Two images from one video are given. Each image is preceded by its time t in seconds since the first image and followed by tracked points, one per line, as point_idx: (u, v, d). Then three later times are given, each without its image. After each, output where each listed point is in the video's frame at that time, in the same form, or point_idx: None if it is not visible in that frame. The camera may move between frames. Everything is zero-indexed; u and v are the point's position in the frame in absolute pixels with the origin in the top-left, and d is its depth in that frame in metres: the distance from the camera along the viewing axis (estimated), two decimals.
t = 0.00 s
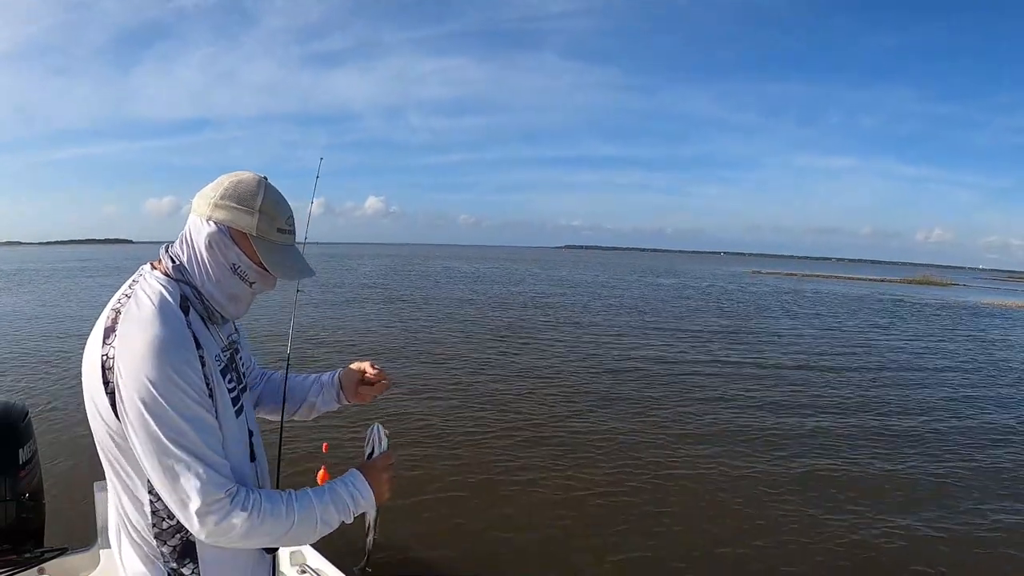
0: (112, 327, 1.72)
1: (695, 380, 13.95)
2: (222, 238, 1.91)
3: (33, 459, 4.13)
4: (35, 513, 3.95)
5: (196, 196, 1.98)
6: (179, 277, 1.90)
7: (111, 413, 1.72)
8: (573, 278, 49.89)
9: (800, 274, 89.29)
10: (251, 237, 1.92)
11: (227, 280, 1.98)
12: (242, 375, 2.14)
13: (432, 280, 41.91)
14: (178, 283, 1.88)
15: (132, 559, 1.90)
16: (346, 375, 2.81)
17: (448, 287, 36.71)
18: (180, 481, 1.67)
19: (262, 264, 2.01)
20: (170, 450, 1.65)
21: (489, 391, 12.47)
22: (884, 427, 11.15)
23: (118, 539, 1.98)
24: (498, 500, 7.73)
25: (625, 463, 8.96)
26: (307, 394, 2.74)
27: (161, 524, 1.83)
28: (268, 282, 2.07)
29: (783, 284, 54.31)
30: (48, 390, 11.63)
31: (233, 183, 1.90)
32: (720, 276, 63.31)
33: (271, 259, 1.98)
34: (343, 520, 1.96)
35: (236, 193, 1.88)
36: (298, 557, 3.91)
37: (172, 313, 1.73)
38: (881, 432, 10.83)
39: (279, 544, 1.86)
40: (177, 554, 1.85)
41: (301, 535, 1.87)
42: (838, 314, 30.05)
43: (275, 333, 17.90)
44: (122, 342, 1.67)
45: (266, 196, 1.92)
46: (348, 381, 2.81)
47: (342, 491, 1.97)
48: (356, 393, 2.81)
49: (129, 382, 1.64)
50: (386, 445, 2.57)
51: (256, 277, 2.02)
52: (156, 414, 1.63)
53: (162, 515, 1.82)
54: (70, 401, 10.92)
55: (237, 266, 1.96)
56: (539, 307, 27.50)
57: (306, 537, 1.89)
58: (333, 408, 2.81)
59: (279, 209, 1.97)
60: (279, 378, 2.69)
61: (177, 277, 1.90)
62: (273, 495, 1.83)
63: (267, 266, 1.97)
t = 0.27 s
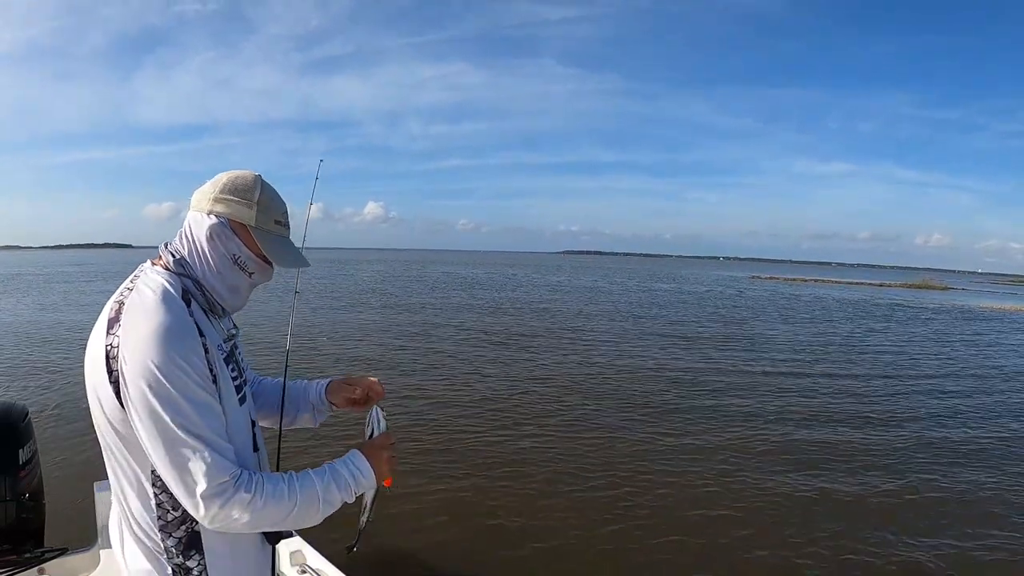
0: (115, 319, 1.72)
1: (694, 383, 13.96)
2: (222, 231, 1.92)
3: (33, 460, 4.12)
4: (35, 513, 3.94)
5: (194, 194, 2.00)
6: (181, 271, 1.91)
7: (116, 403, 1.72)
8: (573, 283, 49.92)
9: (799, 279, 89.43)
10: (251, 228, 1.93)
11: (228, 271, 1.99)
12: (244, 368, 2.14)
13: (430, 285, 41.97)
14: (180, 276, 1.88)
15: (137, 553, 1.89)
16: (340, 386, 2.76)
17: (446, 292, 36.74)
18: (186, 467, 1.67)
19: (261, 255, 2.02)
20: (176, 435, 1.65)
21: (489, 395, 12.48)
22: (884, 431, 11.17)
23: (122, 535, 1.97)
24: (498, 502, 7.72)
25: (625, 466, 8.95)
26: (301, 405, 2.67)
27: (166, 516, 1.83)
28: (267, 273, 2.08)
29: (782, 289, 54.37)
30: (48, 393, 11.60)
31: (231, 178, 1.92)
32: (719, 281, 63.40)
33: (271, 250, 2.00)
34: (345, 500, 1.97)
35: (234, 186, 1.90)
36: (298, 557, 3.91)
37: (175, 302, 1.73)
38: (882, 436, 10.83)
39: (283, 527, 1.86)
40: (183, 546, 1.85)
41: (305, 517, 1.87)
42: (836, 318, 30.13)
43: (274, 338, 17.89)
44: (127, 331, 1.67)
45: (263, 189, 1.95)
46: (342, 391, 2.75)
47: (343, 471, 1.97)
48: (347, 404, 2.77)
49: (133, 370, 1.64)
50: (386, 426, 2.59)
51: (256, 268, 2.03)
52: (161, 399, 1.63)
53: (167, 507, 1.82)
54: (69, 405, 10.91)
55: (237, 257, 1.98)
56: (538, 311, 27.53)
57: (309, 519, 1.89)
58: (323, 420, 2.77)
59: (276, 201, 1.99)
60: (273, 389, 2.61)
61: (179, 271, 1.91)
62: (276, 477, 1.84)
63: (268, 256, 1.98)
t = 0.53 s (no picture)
0: (115, 316, 1.72)
1: (694, 383, 13.97)
2: (220, 227, 1.93)
3: (33, 459, 4.12)
4: (35, 512, 3.95)
5: (190, 191, 2.00)
6: (180, 267, 1.91)
7: (118, 399, 1.71)
8: (573, 283, 49.91)
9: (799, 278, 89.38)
10: (248, 222, 1.94)
11: (227, 266, 2.00)
12: (243, 363, 2.15)
13: (429, 285, 42.02)
14: (180, 273, 1.89)
15: (141, 550, 1.89)
16: (332, 381, 2.76)
17: (445, 292, 36.75)
18: (189, 461, 1.67)
19: (259, 249, 2.03)
20: (179, 429, 1.65)
21: (488, 395, 12.49)
22: (883, 430, 11.18)
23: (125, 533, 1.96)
24: (499, 502, 7.73)
25: (625, 466, 8.96)
26: (295, 403, 2.66)
27: (169, 512, 1.83)
28: (265, 266, 2.09)
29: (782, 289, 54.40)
30: (48, 394, 11.60)
31: (226, 175, 1.93)
32: (719, 281, 63.40)
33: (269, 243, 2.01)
34: (344, 486, 1.98)
35: (230, 182, 1.91)
36: (298, 556, 3.91)
37: (175, 297, 1.73)
38: (882, 435, 10.84)
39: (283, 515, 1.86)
40: (186, 543, 1.85)
41: (305, 503, 1.88)
42: (835, 318, 30.15)
43: (273, 338, 17.90)
44: (128, 327, 1.67)
45: (259, 183, 1.96)
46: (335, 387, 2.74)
47: (340, 456, 1.98)
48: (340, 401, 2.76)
49: (135, 365, 1.63)
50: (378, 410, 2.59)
51: (254, 262, 2.04)
52: (164, 393, 1.63)
53: (170, 503, 1.82)
54: (69, 406, 10.90)
55: (236, 252, 1.98)
56: (537, 311, 27.56)
57: (310, 506, 1.90)
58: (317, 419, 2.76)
59: (272, 195, 2.00)
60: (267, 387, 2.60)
61: (178, 267, 1.91)
62: (276, 466, 1.84)
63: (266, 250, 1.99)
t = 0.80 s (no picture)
0: (115, 316, 1.72)
1: (693, 380, 13.95)
2: (218, 226, 1.93)
3: (33, 458, 4.13)
4: (35, 511, 3.95)
5: (189, 190, 2.00)
6: (179, 267, 1.92)
7: (118, 399, 1.72)
8: (572, 280, 49.87)
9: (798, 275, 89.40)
10: (247, 222, 1.94)
11: (226, 265, 2.00)
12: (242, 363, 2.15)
13: (429, 282, 41.93)
14: (179, 272, 1.89)
15: (140, 549, 1.90)
16: (329, 379, 2.75)
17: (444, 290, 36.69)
18: (190, 460, 1.68)
19: (258, 248, 2.04)
20: (179, 429, 1.66)
21: (487, 392, 12.47)
22: (882, 427, 11.19)
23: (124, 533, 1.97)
24: (498, 500, 7.72)
25: (625, 463, 8.96)
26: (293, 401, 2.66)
27: (168, 512, 1.84)
28: (264, 265, 2.09)
29: (780, 285, 54.42)
30: (47, 392, 11.60)
31: (226, 174, 1.93)
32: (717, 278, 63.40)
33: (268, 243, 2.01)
34: (341, 483, 1.98)
35: (229, 183, 1.91)
36: (297, 556, 3.92)
37: (175, 296, 1.73)
38: (880, 432, 10.85)
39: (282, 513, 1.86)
40: (185, 543, 1.85)
41: (303, 501, 1.88)
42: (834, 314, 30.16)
43: (271, 336, 17.86)
44: (128, 326, 1.67)
45: (258, 184, 1.96)
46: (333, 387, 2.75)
47: (336, 454, 1.98)
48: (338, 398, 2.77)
49: (136, 363, 1.64)
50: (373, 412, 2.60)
51: (253, 261, 2.05)
52: (164, 393, 1.64)
53: (169, 503, 1.83)
54: (68, 404, 10.89)
55: (235, 251, 1.99)
56: (536, 308, 27.52)
57: (308, 504, 1.90)
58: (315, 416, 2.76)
59: (271, 195, 2.00)
60: (265, 387, 2.59)
61: (177, 267, 1.91)
62: (274, 465, 1.85)
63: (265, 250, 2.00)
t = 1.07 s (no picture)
0: (113, 319, 1.72)
1: (693, 377, 13.94)
2: (216, 227, 1.93)
3: (32, 460, 4.13)
4: (34, 512, 3.96)
5: (186, 191, 2.00)
6: (177, 268, 1.92)
7: (117, 404, 1.72)
8: (571, 277, 49.84)
9: (797, 273, 89.39)
10: (246, 222, 1.94)
11: (224, 265, 2.00)
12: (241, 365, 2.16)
13: (428, 280, 41.86)
14: (177, 274, 1.89)
15: (140, 555, 1.90)
16: (330, 384, 2.75)
17: (443, 287, 36.65)
18: (191, 464, 1.68)
19: (257, 249, 2.03)
20: (179, 432, 1.66)
21: (486, 391, 12.46)
22: (882, 425, 11.18)
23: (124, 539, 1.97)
24: (498, 499, 7.72)
25: (624, 462, 8.96)
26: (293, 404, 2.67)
27: (168, 517, 1.84)
28: (262, 266, 2.10)
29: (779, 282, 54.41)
30: (46, 393, 11.58)
31: (224, 175, 1.93)
32: (717, 275, 63.36)
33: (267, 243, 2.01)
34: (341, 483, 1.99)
35: (227, 183, 1.91)
36: (297, 558, 3.92)
37: (173, 298, 1.74)
38: (880, 429, 10.85)
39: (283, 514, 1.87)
40: (186, 548, 1.86)
41: (304, 501, 1.89)
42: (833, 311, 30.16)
43: (270, 335, 17.85)
44: (127, 330, 1.68)
45: (256, 184, 1.96)
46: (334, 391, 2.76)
47: (335, 454, 1.99)
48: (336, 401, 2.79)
49: (135, 367, 1.64)
50: (375, 410, 2.60)
51: (252, 262, 2.05)
52: (164, 397, 1.64)
53: (169, 508, 1.83)
54: (67, 404, 10.87)
55: (234, 252, 1.98)
56: (535, 306, 27.48)
57: (308, 504, 1.91)
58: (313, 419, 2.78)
59: (268, 195, 2.00)
60: (265, 390, 2.59)
61: (175, 269, 1.91)
62: (274, 466, 1.85)
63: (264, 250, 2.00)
